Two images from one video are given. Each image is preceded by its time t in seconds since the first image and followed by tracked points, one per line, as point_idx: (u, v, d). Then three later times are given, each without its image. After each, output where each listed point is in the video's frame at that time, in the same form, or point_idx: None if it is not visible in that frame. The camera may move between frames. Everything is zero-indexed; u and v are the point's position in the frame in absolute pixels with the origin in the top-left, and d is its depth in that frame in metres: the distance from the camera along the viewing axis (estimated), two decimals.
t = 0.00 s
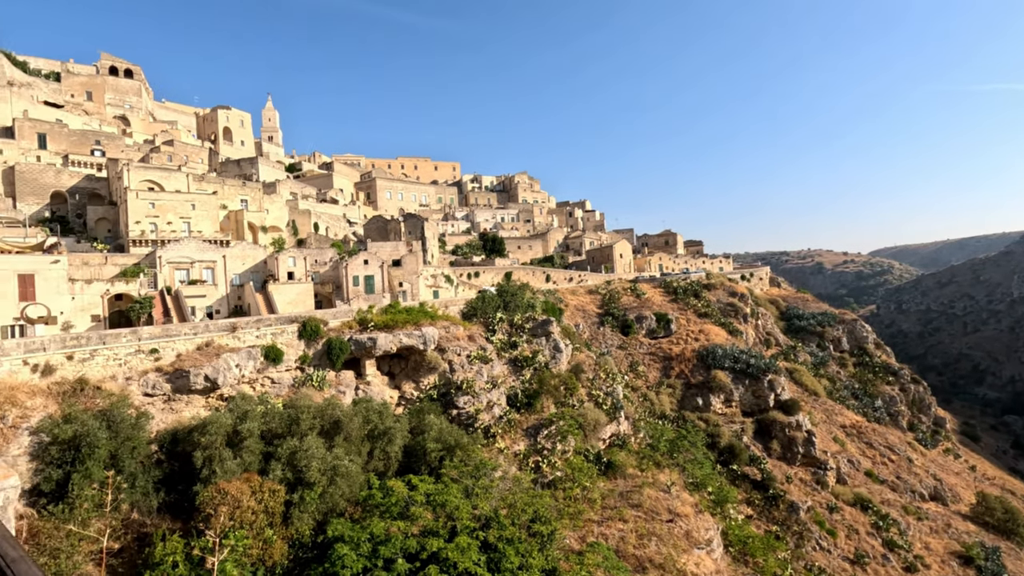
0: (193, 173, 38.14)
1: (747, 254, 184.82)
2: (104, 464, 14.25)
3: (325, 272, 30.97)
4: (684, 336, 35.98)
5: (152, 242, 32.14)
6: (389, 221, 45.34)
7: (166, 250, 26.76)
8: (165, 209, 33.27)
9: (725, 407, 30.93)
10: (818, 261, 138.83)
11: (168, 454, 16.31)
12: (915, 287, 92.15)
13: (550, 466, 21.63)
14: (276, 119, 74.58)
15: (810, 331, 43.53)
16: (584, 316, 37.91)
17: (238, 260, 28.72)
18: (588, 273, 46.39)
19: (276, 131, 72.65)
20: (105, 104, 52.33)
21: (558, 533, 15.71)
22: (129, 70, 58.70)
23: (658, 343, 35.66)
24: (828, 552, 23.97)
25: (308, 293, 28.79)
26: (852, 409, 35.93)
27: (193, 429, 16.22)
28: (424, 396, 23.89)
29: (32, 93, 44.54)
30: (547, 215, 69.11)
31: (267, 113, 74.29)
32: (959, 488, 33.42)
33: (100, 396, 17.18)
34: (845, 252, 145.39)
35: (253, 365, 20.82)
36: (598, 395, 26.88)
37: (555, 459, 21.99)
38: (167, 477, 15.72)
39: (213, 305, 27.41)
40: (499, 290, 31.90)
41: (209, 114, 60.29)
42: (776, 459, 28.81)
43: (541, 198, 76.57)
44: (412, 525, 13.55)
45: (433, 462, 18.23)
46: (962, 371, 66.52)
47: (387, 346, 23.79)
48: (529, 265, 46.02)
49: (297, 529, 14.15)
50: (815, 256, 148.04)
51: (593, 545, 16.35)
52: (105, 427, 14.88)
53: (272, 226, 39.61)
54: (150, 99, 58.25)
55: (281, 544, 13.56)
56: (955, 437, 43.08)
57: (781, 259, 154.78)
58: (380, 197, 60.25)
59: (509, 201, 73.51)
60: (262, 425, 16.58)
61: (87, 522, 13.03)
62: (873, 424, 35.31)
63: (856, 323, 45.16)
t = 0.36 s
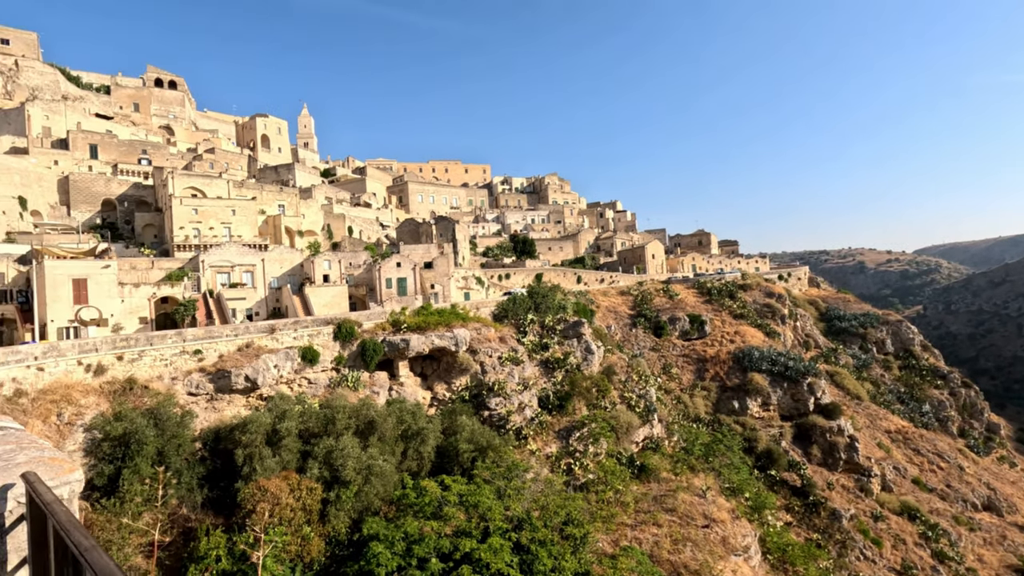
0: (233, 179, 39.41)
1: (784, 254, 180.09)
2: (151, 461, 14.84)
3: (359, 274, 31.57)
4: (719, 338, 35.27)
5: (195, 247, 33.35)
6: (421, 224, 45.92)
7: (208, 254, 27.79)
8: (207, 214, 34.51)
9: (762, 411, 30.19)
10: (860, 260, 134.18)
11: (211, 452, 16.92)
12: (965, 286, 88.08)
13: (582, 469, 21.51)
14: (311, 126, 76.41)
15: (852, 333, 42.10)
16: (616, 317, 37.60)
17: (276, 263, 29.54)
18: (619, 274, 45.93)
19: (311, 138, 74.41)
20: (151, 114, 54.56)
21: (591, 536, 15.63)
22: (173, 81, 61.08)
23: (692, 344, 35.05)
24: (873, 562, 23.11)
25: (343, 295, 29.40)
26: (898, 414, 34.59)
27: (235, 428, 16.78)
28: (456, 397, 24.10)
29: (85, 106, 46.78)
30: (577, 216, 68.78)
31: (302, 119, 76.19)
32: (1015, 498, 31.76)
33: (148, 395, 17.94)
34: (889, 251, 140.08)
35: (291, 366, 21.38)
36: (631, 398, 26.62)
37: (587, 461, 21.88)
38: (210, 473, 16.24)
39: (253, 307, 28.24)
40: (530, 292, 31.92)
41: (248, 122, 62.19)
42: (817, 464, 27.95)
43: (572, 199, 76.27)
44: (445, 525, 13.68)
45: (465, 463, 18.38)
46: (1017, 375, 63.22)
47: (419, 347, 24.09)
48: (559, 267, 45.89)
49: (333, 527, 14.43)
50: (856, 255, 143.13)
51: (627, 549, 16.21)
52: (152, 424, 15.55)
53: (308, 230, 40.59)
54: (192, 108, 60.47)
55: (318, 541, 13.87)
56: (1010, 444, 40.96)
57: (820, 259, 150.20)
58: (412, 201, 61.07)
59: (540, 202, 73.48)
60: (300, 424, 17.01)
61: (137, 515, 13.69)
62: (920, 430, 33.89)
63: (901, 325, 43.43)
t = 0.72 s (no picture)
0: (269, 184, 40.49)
1: (821, 253, 175.00)
2: (193, 457, 15.37)
3: (390, 276, 32.05)
4: (753, 338, 34.51)
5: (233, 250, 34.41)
6: (450, 225, 46.37)
7: (245, 256, 28.58)
8: (244, 218, 35.55)
9: (799, 413, 29.44)
10: (903, 258, 129.36)
11: (249, 449, 17.39)
12: (1017, 285, 83.99)
13: (613, 470, 21.34)
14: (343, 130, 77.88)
15: (895, 334, 40.66)
16: (647, 318, 37.23)
17: (310, 265, 30.24)
18: (650, 274, 45.40)
19: (343, 142, 75.84)
20: (191, 122, 56.51)
21: (622, 539, 15.49)
22: (211, 90, 63.13)
23: (725, 345, 34.42)
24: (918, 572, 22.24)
25: (374, 296, 29.89)
26: (944, 419, 33.22)
27: (271, 426, 17.24)
28: (486, 398, 24.27)
29: (130, 116, 48.76)
30: (607, 215, 68.33)
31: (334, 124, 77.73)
32: None
33: (190, 393, 18.62)
34: (934, 249, 134.63)
35: (324, 365, 21.86)
36: (662, 399, 26.35)
37: (617, 463, 21.72)
38: (248, 470, 16.70)
39: (288, 308, 28.93)
40: (560, 292, 31.80)
41: (283, 128, 63.81)
42: (857, 470, 27.07)
43: (601, 199, 75.70)
44: (476, 525, 13.77)
45: (495, 463, 18.46)
46: None
47: (449, 347, 24.30)
48: (589, 267, 45.70)
49: (366, 524, 14.65)
50: (899, 253, 138.05)
51: (659, 553, 16.03)
52: (194, 422, 16.12)
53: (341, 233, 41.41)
54: (230, 115, 62.39)
55: (352, 538, 14.14)
56: None
57: (860, 257, 145.43)
58: (441, 202, 61.67)
59: (568, 202, 73.25)
60: (333, 423, 17.36)
61: (181, 509, 14.23)
62: (968, 434, 32.47)
63: (947, 325, 41.72)
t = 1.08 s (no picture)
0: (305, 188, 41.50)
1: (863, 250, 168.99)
2: (235, 453, 15.88)
3: (422, 276, 32.45)
4: (792, 339, 33.59)
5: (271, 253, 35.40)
6: (481, 226, 46.67)
7: (283, 258, 29.24)
8: (282, 221, 36.52)
9: (840, 417, 28.52)
10: (951, 255, 123.81)
11: (288, 446, 17.82)
12: None
13: (646, 473, 21.07)
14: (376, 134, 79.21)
15: (943, 335, 38.95)
16: (680, 318, 36.75)
17: (345, 266, 30.84)
18: (683, 274, 44.69)
19: (375, 145, 77.13)
20: (231, 129, 58.37)
21: (657, 542, 15.28)
22: (250, 97, 65.10)
23: (763, 346, 33.59)
24: None
25: (407, 296, 30.30)
26: (998, 424, 31.63)
27: (309, 424, 17.66)
28: (517, 398, 24.35)
29: (174, 124, 50.66)
30: (638, 214, 67.57)
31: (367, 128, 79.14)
32: None
33: (231, 391, 19.25)
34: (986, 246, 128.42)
35: (359, 365, 22.29)
36: (696, 401, 25.97)
37: (651, 465, 21.45)
38: (286, 467, 17.13)
39: (324, 309, 29.59)
40: (591, 292, 31.57)
41: (318, 132, 65.31)
42: (903, 476, 26.06)
43: (632, 198, 74.87)
44: (509, 525, 13.79)
45: (528, 463, 18.48)
46: None
47: (481, 347, 24.44)
48: (621, 266, 45.29)
49: (400, 522, 14.84)
50: (947, 250, 132.16)
51: (694, 557, 15.76)
52: (236, 419, 16.67)
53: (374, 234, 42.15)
54: (268, 121, 64.19)
55: (387, 535, 14.36)
56: None
57: (905, 255, 139.79)
58: (472, 203, 62.10)
59: (599, 202, 72.76)
60: (368, 421, 17.69)
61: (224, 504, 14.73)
62: None
63: (1001, 325, 39.70)
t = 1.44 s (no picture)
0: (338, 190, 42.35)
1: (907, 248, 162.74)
2: (272, 450, 16.33)
3: (452, 277, 32.74)
4: (831, 340, 32.58)
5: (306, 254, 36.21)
6: (511, 227, 46.78)
7: (318, 260, 29.81)
8: (316, 223, 37.32)
9: (883, 420, 27.53)
10: (1003, 252, 118.10)
11: (323, 444, 18.20)
12: None
13: (679, 475, 20.75)
14: (406, 136, 80.23)
15: (994, 335, 37.17)
16: (713, 318, 36.20)
17: (377, 267, 31.33)
18: (716, 273, 43.88)
19: (406, 147, 78.14)
20: (267, 134, 59.98)
21: (690, 546, 15.05)
22: (285, 103, 66.81)
23: (800, 347, 32.68)
24: None
25: (437, 297, 30.61)
26: None
27: (343, 421, 18.01)
28: (548, 398, 24.34)
29: (213, 130, 52.36)
30: (670, 213, 66.65)
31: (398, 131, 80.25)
32: None
33: (269, 390, 19.80)
34: None
35: (391, 364, 22.62)
36: (731, 402, 25.50)
37: (684, 467, 21.11)
38: (321, 464, 17.48)
39: (357, 309, 30.15)
40: (622, 292, 31.26)
41: (350, 136, 66.53)
42: (951, 482, 24.98)
43: (664, 196, 73.87)
44: (540, 525, 13.78)
45: (558, 464, 18.44)
46: None
47: (511, 347, 24.51)
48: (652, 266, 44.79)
49: (432, 520, 15.01)
50: (998, 247, 126.12)
51: (729, 562, 15.42)
52: (273, 416, 17.13)
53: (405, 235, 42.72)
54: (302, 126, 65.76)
55: (419, 533, 14.52)
56: None
57: (952, 252, 134.00)
58: (501, 204, 62.29)
59: (630, 200, 72.03)
60: (400, 420, 17.94)
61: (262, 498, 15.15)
62: None
63: None
